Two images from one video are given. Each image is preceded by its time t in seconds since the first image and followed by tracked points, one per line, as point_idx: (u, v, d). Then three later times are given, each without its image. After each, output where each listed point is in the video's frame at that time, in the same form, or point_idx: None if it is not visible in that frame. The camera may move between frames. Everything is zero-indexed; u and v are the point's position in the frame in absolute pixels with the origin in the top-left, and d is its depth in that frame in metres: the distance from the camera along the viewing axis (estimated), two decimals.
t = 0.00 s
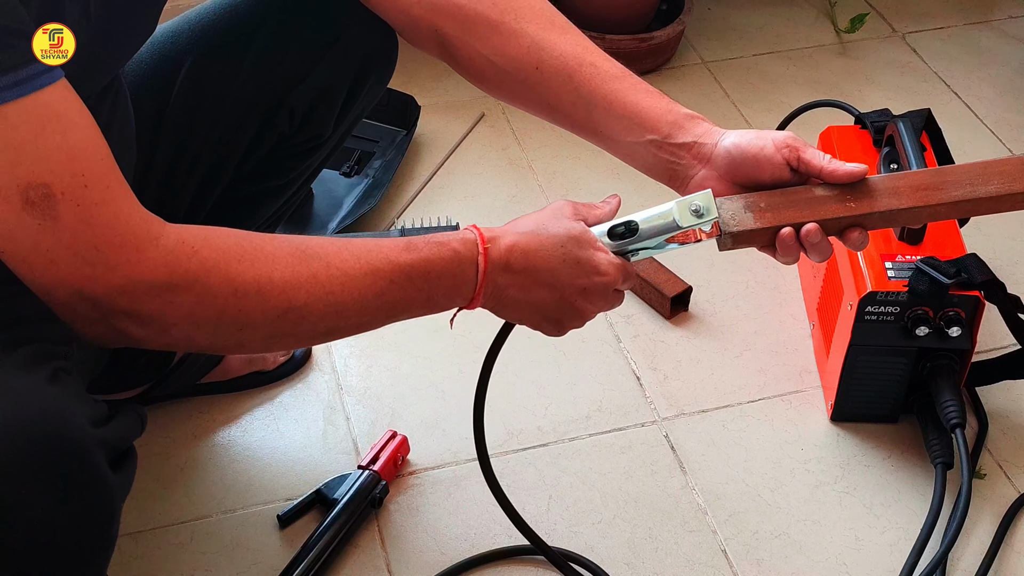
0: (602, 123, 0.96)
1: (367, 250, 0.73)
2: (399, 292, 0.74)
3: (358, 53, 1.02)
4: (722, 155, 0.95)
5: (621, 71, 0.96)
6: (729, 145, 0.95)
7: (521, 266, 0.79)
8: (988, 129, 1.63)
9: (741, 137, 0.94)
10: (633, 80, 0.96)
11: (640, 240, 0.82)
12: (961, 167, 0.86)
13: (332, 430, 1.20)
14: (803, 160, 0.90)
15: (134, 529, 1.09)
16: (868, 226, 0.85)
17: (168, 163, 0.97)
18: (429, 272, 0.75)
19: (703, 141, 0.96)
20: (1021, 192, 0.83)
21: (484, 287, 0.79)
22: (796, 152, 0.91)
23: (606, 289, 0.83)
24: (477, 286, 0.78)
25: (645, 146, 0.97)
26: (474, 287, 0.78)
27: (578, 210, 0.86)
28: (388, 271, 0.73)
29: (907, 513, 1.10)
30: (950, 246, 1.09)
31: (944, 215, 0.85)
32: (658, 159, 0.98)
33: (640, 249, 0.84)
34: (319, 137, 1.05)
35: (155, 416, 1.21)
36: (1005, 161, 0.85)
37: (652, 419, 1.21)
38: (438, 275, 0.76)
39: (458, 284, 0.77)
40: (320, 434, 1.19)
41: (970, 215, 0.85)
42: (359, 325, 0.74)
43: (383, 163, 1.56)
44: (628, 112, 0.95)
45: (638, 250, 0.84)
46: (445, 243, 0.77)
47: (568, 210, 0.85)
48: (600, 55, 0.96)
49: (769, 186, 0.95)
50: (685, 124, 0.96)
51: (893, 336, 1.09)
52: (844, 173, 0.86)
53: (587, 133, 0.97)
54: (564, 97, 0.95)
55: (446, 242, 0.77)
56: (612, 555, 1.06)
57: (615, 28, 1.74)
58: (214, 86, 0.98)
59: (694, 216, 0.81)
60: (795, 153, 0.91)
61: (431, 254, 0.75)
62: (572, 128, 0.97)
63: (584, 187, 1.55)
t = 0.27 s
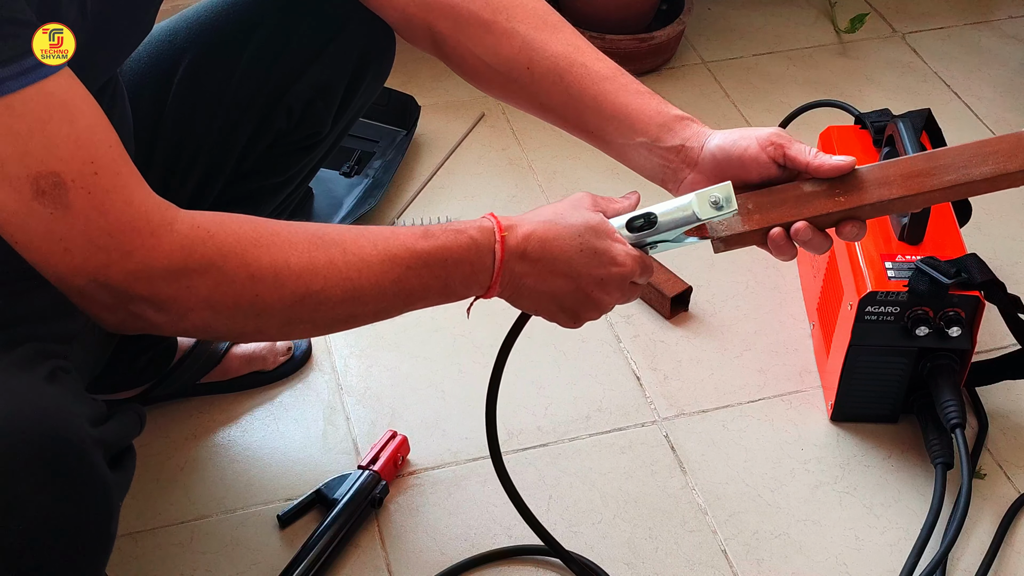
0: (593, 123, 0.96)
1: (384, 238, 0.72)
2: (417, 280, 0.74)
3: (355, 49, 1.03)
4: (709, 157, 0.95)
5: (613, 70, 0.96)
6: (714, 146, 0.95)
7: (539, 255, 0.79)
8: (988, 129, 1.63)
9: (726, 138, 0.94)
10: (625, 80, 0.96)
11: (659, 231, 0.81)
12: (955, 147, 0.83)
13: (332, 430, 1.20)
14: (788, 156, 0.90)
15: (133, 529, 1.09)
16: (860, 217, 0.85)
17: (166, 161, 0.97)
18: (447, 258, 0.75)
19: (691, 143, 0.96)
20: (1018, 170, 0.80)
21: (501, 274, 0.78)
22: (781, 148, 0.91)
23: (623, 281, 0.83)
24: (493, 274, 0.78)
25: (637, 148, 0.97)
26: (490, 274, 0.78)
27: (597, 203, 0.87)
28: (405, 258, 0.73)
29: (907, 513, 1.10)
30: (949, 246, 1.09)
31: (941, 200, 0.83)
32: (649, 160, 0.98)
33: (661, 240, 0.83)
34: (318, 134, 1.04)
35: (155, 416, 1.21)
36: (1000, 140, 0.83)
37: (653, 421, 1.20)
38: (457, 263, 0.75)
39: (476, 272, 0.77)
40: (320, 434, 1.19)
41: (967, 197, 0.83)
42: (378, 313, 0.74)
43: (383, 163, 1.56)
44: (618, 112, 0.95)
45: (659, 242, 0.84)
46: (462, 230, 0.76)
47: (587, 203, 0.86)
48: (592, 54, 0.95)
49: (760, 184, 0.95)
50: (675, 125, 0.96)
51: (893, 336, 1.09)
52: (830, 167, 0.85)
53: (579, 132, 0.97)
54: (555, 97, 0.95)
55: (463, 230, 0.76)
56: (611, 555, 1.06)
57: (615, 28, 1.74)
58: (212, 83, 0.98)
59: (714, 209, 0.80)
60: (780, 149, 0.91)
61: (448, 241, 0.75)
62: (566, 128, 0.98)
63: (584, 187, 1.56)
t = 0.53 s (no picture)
0: (588, 125, 0.96)
1: (397, 232, 0.72)
2: (429, 274, 0.73)
3: (354, 49, 1.02)
4: (700, 161, 0.96)
5: (608, 72, 0.95)
6: (706, 150, 0.95)
7: (552, 252, 0.79)
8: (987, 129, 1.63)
9: (717, 140, 0.94)
10: (620, 82, 0.96)
11: (672, 230, 0.81)
12: (948, 143, 0.82)
13: (332, 430, 1.20)
14: (782, 154, 0.90)
15: (133, 529, 1.09)
16: (854, 216, 0.84)
17: (166, 160, 0.97)
18: (459, 254, 0.74)
19: (684, 147, 0.96)
20: (1011, 165, 0.79)
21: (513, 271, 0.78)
22: (774, 147, 0.91)
23: (635, 279, 0.83)
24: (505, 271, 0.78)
25: (630, 151, 0.97)
26: (501, 271, 0.78)
27: (610, 202, 0.87)
28: (418, 252, 0.72)
29: (907, 513, 1.10)
30: (950, 246, 1.09)
31: (935, 195, 0.82)
32: (643, 164, 0.98)
33: (672, 240, 0.84)
34: (317, 133, 1.04)
35: (155, 416, 1.21)
36: (993, 133, 0.81)
37: (654, 420, 1.20)
38: (469, 258, 0.75)
39: (489, 268, 0.77)
40: (320, 434, 1.19)
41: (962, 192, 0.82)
42: (388, 308, 0.74)
43: (382, 163, 1.56)
44: (612, 115, 0.95)
45: (672, 241, 0.84)
46: (476, 226, 0.76)
47: (600, 201, 0.86)
48: (587, 56, 0.95)
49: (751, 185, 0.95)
50: (667, 129, 0.96)
51: (893, 336, 1.09)
52: (820, 168, 0.85)
53: (575, 135, 0.98)
54: (551, 99, 0.95)
55: (477, 225, 0.76)
56: (611, 555, 1.06)
57: (615, 28, 1.74)
58: (211, 83, 0.98)
59: (727, 210, 0.80)
60: (772, 147, 0.91)
61: (461, 236, 0.75)
62: (561, 129, 0.98)
63: (584, 187, 1.55)
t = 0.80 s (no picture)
0: (584, 124, 0.96)
1: (401, 231, 0.72)
2: (433, 274, 0.73)
3: (353, 47, 1.02)
4: (696, 159, 0.95)
5: (604, 70, 0.95)
6: (701, 148, 0.95)
7: (558, 252, 0.79)
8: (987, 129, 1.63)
9: (712, 139, 0.94)
10: (617, 80, 0.95)
11: (674, 231, 0.82)
12: (939, 135, 0.81)
13: (332, 430, 1.20)
14: (778, 152, 0.90)
15: (133, 529, 1.09)
16: (851, 210, 0.84)
17: (165, 159, 0.97)
18: (462, 255, 0.74)
19: (679, 146, 0.96)
20: (1004, 156, 0.79)
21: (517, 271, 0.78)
22: (769, 144, 0.91)
23: (640, 280, 0.83)
24: (509, 271, 0.77)
25: (627, 149, 0.97)
26: (506, 271, 0.77)
27: (614, 202, 0.87)
28: (422, 252, 0.72)
29: (907, 513, 1.10)
30: (949, 246, 1.09)
31: (930, 187, 0.82)
32: (640, 162, 0.98)
33: (674, 243, 0.85)
34: (316, 132, 1.04)
35: (156, 416, 1.21)
36: (986, 123, 0.80)
37: (654, 420, 1.20)
38: (474, 258, 0.75)
39: (493, 268, 0.76)
40: (320, 434, 1.19)
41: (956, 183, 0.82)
42: (391, 306, 0.74)
43: (382, 163, 1.56)
44: (608, 113, 0.95)
45: (674, 244, 0.85)
46: (481, 226, 0.76)
47: (604, 201, 0.86)
48: (584, 54, 0.95)
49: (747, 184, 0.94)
50: (664, 127, 0.96)
51: (893, 336, 1.09)
52: (820, 159, 0.85)
53: (572, 133, 0.97)
54: (547, 98, 0.95)
55: (483, 226, 0.76)
56: (611, 555, 1.06)
57: (615, 28, 1.74)
58: (209, 82, 0.98)
59: (730, 212, 0.83)
60: (768, 144, 0.91)
61: (466, 235, 0.75)
62: (558, 127, 0.98)
63: (584, 188, 1.56)
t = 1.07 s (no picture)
0: (584, 124, 0.96)
1: (401, 228, 0.72)
2: (433, 271, 0.73)
3: (354, 48, 1.02)
4: (696, 159, 0.95)
5: (604, 70, 0.95)
6: (701, 149, 0.95)
7: (560, 252, 0.79)
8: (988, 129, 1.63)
9: (712, 139, 0.94)
10: (616, 80, 0.95)
11: (674, 234, 0.83)
12: (939, 130, 0.81)
13: (332, 430, 1.20)
14: (778, 152, 0.90)
15: (133, 529, 1.09)
16: (852, 207, 0.84)
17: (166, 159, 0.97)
18: (463, 256, 0.74)
19: (680, 146, 0.96)
20: (1003, 150, 0.78)
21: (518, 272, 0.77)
22: (769, 144, 0.90)
23: (639, 282, 0.83)
24: (511, 271, 0.77)
25: (627, 150, 0.98)
26: (508, 272, 0.77)
27: (613, 197, 0.85)
28: (422, 249, 0.72)
29: (907, 513, 1.10)
30: (950, 246, 1.09)
31: (931, 183, 0.82)
32: (640, 162, 0.98)
33: (676, 246, 0.85)
34: (316, 132, 1.05)
35: (155, 416, 1.21)
36: (984, 117, 0.80)
37: (654, 420, 1.20)
38: (476, 258, 0.75)
39: (495, 269, 0.76)
40: (320, 434, 1.19)
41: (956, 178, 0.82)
42: (389, 303, 0.73)
43: (382, 163, 1.56)
44: (608, 114, 0.95)
45: (676, 246, 0.85)
46: (483, 225, 0.75)
47: (603, 198, 0.84)
48: (584, 54, 0.95)
49: (749, 183, 0.94)
50: (664, 127, 0.96)
51: (893, 336, 1.09)
52: (821, 157, 0.85)
53: (572, 134, 0.98)
54: (547, 98, 0.94)
55: (485, 223, 0.75)
56: (611, 555, 1.06)
57: (615, 28, 1.74)
58: (210, 82, 0.98)
59: (732, 218, 0.83)
60: (767, 145, 0.90)
61: (468, 233, 0.74)
62: (558, 127, 0.98)
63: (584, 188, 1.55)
